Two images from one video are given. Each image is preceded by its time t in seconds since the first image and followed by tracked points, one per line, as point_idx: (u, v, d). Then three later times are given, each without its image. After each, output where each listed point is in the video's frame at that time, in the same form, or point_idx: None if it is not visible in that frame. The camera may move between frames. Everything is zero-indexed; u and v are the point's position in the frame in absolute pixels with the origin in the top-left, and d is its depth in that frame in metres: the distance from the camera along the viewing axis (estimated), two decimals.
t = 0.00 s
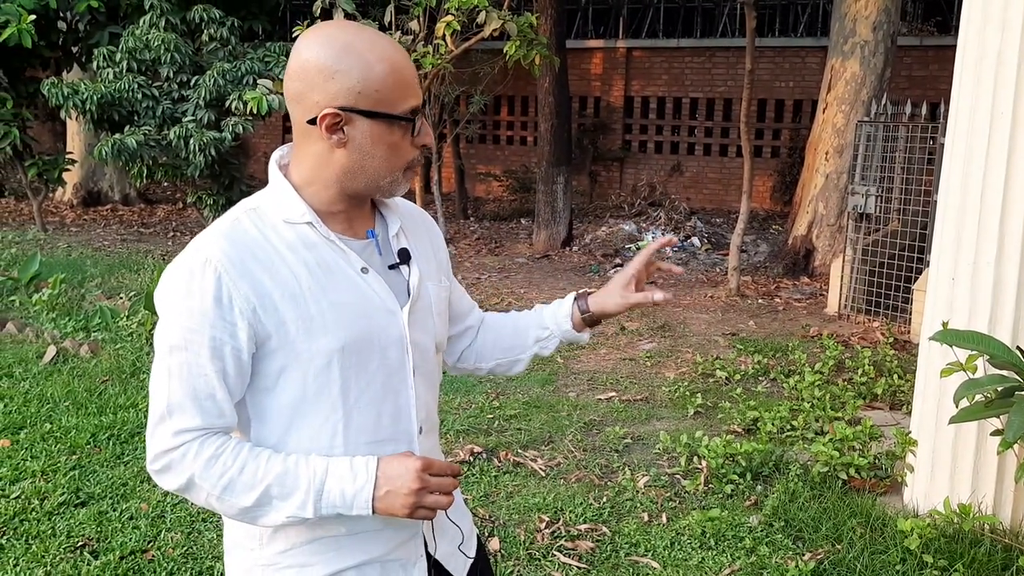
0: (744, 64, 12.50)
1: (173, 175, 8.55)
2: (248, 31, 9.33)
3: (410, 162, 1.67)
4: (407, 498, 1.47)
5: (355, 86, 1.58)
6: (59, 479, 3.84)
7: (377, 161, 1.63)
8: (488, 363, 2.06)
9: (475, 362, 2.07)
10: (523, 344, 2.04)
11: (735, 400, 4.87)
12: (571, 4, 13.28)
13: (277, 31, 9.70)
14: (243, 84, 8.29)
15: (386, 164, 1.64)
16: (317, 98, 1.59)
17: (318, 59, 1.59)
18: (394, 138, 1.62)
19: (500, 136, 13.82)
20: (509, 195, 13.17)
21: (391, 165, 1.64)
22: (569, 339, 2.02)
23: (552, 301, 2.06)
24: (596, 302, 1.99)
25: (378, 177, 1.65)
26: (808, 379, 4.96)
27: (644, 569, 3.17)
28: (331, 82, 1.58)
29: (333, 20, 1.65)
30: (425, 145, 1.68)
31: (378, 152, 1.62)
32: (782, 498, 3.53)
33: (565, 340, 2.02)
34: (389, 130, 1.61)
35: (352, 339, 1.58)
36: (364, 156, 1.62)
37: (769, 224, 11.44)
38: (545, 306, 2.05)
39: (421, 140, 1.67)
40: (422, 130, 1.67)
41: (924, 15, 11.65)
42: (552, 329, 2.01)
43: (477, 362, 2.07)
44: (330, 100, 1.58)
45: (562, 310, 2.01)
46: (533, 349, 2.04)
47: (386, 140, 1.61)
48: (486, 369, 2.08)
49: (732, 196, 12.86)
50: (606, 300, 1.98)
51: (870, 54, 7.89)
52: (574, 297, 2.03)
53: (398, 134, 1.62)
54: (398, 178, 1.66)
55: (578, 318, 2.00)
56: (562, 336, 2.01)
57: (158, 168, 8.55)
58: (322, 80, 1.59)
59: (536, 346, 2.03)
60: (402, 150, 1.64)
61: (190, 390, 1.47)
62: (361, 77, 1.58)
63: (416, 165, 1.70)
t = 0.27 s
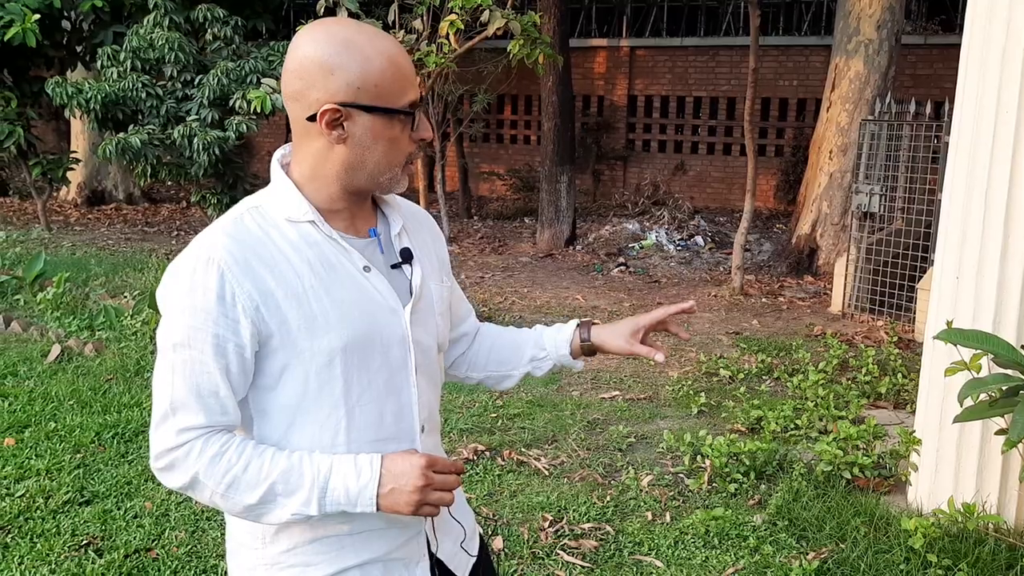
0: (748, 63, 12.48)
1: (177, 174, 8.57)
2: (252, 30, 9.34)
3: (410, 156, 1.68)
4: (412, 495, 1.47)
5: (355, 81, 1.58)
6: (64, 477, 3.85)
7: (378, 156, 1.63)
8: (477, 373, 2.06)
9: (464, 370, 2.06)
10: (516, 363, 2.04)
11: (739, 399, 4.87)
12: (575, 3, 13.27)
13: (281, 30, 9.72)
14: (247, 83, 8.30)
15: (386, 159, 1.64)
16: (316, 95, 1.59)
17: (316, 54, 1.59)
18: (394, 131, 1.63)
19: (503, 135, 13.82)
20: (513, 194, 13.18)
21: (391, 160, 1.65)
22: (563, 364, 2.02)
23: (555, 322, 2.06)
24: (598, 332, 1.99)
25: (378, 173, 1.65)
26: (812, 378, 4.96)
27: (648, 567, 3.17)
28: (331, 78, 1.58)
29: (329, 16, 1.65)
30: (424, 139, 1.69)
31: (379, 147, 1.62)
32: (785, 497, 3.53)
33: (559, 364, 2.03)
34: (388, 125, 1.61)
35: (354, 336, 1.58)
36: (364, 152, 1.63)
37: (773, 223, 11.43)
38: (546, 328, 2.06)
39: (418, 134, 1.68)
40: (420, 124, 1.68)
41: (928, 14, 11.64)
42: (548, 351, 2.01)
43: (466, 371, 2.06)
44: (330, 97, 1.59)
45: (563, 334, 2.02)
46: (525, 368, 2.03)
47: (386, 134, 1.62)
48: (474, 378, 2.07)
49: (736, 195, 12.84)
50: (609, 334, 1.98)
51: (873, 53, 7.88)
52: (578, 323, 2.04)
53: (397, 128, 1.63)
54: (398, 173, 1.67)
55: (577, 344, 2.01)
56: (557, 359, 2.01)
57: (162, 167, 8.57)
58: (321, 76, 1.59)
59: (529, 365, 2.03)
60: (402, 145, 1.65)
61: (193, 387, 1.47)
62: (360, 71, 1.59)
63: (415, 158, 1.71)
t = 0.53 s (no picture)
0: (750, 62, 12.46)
1: (179, 174, 8.58)
2: (254, 30, 9.34)
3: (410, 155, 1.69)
4: (412, 490, 1.47)
5: (356, 82, 1.58)
6: (66, 476, 3.86)
7: (380, 156, 1.64)
8: (476, 375, 2.05)
9: (461, 373, 2.06)
10: (515, 363, 2.04)
11: (742, 399, 4.86)
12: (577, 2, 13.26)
13: (283, 29, 9.72)
14: (250, 83, 8.31)
15: (388, 159, 1.65)
16: (318, 97, 1.59)
17: (316, 55, 1.59)
18: (395, 130, 1.63)
19: (506, 135, 13.82)
20: (515, 193, 13.17)
21: (392, 159, 1.66)
22: (562, 364, 2.02)
23: (552, 324, 2.07)
24: (597, 332, 2.00)
25: (380, 172, 1.66)
26: (814, 378, 4.95)
27: (650, 567, 3.17)
28: (332, 79, 1.58)
29: (327, 17, 1.65)
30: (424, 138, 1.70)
31: (381, 147, 1.63)
32: (788, 496, 3.53)
33: (558, 365, 2.03)
34: (390, 125, 1.62)
35: (353, 335, 1.58)
36: (367, 151, 1.63)
37: (775, 223, 11.42)
38: (544, 328, 2.06)
39: (418, 131, 1.69)
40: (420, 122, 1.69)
41: (931, 13, 11.62)
42: (547, 351, 2.02)
43: (465, 373, 2.05)
44: (331, 98, 1.58)
45: (562, 334, 2.02)
46: (524, 368, 2.04)
47: (389, 134, 1.62)
48: (472, 380, 2.07)
49: (738, 195, 12.83)
50: (608, 334, 1.98)
51: (876, 52, 7.87)
52: (576, 324, 2.05)
53: (399, 127, 1.63)
54: (399, 171, 1.68)
55: (576, 344, 2.02)
56: (557, 359, 2.01)
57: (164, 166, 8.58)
58: (322, 77, 1.59)
59: (528, 365, 2.04)
60: (403, 143, 1.65)
61: (192, 385, 1.47)
62: (362, 73, 1.58)
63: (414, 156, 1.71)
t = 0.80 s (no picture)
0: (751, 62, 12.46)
1: (180, 174, 8.58)
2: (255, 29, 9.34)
3: (398, 139, 1.66)
4: (412, 499, 1.46)
5: (330, 69, 1.58)
6: (67, 476, 3.86)
7: (365, 143, 1.63)
8: (467, 379, 2.05)
9: (453, 374, 2.05)
10: (507, 371, 2.04)
11: (742, 398, 4.86)
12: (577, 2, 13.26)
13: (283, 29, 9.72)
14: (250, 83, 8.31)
15: (374, 146, 1.64)
16: (295, 90, 1.60)
17: (290, 50, 1.60)
18: (377, 114, 1.62)
19: (506, 134, 13.81)
20: (515, 193, 13.17)
21: (378, 144, 1.64)
22: (554, 378, 2.02)
23: (550, 337, 2.08)
24: (593, 349, 2.01)
25: (368, 160, 1.65)
26: (815, 377, 4.95)
27: (651, 567, 3.17)
28: (307, 69, 1.59)
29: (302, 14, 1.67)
30: (413, 120, 1.68)
31: (363, 131, 1.61)
32: (788, 496, 3.53)
33: (550, 378, 2.03)
34: (370, 108, 1.60)
35: (353, 340, 1.58)
36: (351, 139, 1.62)
37: (776, 223, 11.41)
38: (540, 341, 2.07)
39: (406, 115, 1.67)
40: (406, 106, 1.67)
41: (932, 12, 11.61)
42: (541, 362, 2.02)
43: (457, 377, 2.05)
44: (308, 89, 1.59)
45: (557, 347, 2.03)
46: (515, 378, 2.03)
47: (370, 117, 1.61)
48: (464, 384, 2.06)
49: (739, 194, 12.82)
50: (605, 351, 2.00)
51: (877, 51, 7.86)
52: (573, 340, 2.06)
53: (381, 110, 1.62)
54: (389, 157, 1.66)
55: (570, 358, 2.02)
56: (549, 372, 2.01)
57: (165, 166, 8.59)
58: (296, 70, 1.60)
59: (519, 375, 2.03)
60: (388, 127, 1.63)
61: (193, 394, 1.47)
62: (334, 59, 1.59)
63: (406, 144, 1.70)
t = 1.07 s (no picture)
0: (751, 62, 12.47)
1: (181, 174, 8.58)
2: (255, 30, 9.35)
3: (389, 133, 1.67)
4: (412, 496, 1.47)
5: (315, 68, 1.59)
6: (68, 476, 3.86)
7: (356, 140, 1.63)
8: (486, 364, 2.06)
9: (470, 362, 2.08)
10: (521, 347, 2.04)
11: (742, 399, 4.87)
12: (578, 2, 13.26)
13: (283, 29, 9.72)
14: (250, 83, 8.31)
15: (365, 142, 1.64)
16: (283, 93, 1.60)
17: (276, 52, 1.61)
18: (367, 111, 1.62)
19: (506, 135, 13.82)
20: (515, 193, 13.18)
21: (370, 141, 1.64)
22: (568, 344, 2.00)
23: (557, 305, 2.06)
24: (595, 307, 1.98)
25: (360, 157, 1.65)
26: (815, 378, 4.96)
27: (651, 567, 3.18)
28: (293, 71, 1.59)
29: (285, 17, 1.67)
30: (403, 113, 1.68)
31: (354, 129, 1.62)
32: (789, 497, 3.53)
33: (563, 346, 2.01)
34: (359, 105, 1.61)
35: (351, 337, 1.58)
36: (342, 137, 1.62)
37: (776, 223, 11.42)
38: (546, 311, 2.06)
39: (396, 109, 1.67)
40: (396, 100, 1.67)
41: (932, 13, 11.61)
42: (551, 331, 2.00)
43: (475, 364, 2.07)
44: (295, 90, 1.59)
45: (563, 314, 2.00)
46: (531, 352, 2.03)
47: (359, 114, 1.61)
48: (483, 369, 2.08)
49: (739, 194, 12.83)
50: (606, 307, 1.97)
51: (877, 52, 7.87)
52: (576, 303, 2.03)
53: (370, 107, 1.62)
54: (381, 153, 1.66)
55: (577, 322, 1.99)
56: (560, 341, 2.00)
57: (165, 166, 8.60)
58: (283, 72, 1.60)
59: (534, 349, 2.03)
60: (379, 122, 1.64)
61: (191, 393, 1.48)
62: (318, 58, 1.59)
63: (398, 138, 1.70)
